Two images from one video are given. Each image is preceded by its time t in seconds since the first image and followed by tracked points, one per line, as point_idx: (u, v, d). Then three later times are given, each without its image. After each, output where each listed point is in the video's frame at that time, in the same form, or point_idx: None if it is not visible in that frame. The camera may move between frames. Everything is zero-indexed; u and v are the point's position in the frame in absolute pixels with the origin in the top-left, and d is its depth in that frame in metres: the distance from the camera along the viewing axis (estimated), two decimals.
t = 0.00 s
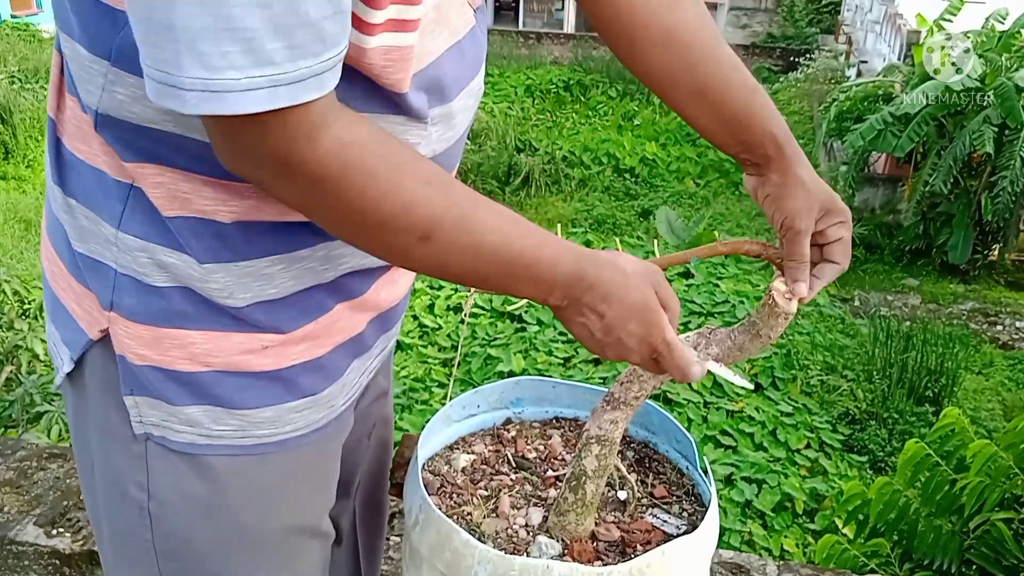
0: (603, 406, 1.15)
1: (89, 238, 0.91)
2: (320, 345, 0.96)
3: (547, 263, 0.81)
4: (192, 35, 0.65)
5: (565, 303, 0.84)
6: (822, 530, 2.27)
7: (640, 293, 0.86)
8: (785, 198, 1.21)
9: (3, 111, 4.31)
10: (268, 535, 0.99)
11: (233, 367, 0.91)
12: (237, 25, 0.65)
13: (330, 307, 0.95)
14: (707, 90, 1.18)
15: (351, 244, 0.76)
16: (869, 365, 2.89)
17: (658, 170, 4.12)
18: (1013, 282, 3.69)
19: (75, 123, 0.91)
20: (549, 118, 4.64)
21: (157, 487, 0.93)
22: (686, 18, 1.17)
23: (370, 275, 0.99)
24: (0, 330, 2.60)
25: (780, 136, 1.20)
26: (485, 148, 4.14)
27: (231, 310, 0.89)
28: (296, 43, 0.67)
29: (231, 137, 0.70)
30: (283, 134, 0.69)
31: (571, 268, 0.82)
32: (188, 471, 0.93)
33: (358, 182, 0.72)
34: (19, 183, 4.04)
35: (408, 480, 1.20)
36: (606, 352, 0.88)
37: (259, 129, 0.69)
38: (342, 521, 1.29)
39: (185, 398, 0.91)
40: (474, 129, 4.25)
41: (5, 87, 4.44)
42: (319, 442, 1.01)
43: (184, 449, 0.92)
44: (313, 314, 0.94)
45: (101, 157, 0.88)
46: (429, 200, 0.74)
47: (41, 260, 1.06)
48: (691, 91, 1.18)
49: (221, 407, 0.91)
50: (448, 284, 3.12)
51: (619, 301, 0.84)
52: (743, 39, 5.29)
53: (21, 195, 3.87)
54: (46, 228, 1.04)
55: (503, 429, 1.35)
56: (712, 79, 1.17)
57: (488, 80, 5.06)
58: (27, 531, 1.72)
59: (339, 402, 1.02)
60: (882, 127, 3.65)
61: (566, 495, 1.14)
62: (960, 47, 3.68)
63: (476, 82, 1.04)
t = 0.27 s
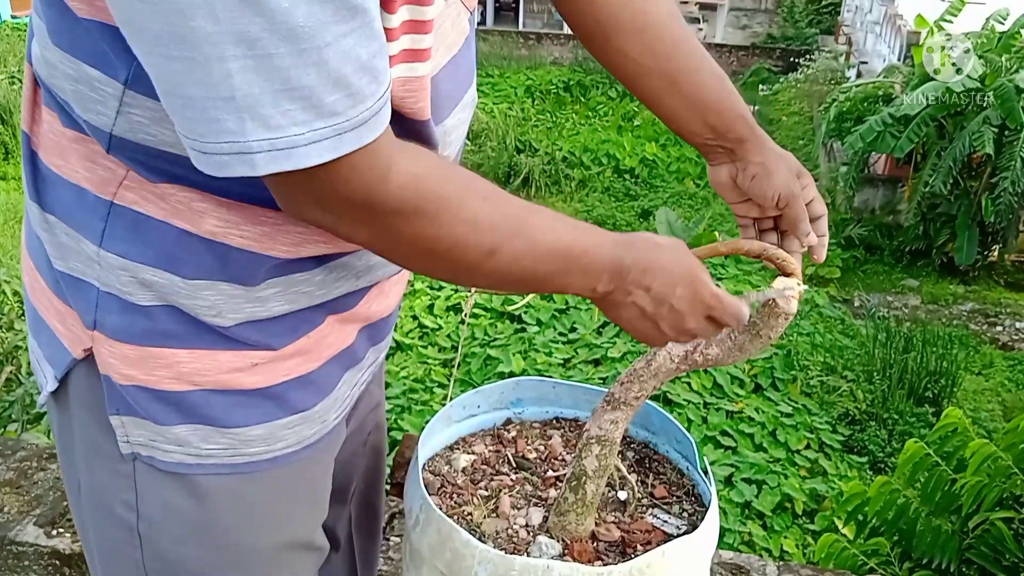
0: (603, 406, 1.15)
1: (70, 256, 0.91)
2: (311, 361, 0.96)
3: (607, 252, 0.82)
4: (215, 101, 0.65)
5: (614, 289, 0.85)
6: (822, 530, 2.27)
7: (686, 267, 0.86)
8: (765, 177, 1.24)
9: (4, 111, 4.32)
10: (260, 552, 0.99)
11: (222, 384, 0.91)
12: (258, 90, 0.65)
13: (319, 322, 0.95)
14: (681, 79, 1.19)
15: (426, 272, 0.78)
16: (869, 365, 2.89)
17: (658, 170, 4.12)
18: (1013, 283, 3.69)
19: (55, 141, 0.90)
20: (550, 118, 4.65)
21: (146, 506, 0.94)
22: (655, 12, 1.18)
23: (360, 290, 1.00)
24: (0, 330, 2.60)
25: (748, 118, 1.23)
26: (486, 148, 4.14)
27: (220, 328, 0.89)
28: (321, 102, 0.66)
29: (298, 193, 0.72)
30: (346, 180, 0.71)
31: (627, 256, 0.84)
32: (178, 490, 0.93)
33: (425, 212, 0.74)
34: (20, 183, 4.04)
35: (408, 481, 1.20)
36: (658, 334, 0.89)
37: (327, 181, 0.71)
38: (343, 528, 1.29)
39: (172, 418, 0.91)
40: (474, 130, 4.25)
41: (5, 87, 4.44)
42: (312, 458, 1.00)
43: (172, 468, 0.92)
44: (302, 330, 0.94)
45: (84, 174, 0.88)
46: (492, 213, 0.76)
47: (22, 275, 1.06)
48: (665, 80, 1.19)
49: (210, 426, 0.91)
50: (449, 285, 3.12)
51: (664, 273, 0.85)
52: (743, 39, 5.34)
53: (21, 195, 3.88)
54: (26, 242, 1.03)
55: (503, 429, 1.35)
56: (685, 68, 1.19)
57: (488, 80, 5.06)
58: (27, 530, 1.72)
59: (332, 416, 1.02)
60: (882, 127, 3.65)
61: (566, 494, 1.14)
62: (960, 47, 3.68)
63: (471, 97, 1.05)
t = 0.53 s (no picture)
0: (603, 406, 1.15)
1: (60, 267, 0.89)
2: (312, 366, 0.97)
3: (653, 241, 0.82)
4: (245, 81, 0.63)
5: (671, 281, 0.86)
6: (822, 530, 2.27)
7: (731, 257, 0.88)
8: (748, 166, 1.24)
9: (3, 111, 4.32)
10: (263, 562, 0.99)
11: (224, 394, 0.91)
12: (291, 66, 0.62)
13: (320, 326, 0.96)
14: (662, 70, 1.18)
15: (470, 260, 0.76)
16: (869, 365, 2.89)
17: (658, 170, 4.12)
18: (1013, 282, 3.69)
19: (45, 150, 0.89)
20: (550, 118, 4.65)
21: (146, 521, 0.93)
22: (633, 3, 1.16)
23: (358, 294, 1.01)
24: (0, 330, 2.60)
25: (730, 107, 1.23)
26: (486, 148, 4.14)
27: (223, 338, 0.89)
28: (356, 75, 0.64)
29: (335, 178, 0.69)
30: (391, 161, 0.69)
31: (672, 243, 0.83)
32: (180, 503, 0.92)
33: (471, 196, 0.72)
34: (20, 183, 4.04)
35: (407, 482, 1.20)
36: (711, 322, 0.91)
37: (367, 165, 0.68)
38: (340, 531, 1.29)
39: (174, 430, 0.90)
40: (474, 130, 4.25)
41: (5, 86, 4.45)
42: (314, 464, 1.01)
43: (174, 482, 0.91)
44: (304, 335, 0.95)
45: (76, 183, 0.86)
46: (539, 198, 0.75)
47: (11, 288, 1.04)
48: (645, 72, 1.18)
49: (213, 436, 0.91)
50: (449, 285, 3.12)
51: (724, 266, 0.88)
52: (743, 39, 5.31)
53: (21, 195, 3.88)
54: (14, 254, 1.01)
55: (503, 429, 1.35)
56: (667, 59, 1.18)
57: (488, 80, 5.06)
58: (27, 531, 1.72)
59: (333, 421, 1.03)
60: (882, 127, 3.65)
61: (566, 495, 1.14)
62: (960, 47, 3.68)
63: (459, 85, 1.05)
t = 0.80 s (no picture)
0: (602, 406, 1.15)
1: (66, 268, 0.87)
2: (319, 366, 0.96)
3: (704, 201, 0.80)
4: (296, 42, 0.62)
5: (724, 246, 0.85)
6: (823, 530, 2.27)
7: (779, 224, 0.88)
8: (747, 177, 1.22)
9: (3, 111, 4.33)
10: (268, 564, 0.98)
11: (232, 395, 0.90)
12: (341, 23, 0.61)
13: (328, 326, 0.94)
14: (658, 76, 1.18)
15: (526, 222, 0.74)
16: (869, 365, 2.89)
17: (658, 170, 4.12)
18: (1013, 282, 3.68)
19: (48, 149, 0.87)
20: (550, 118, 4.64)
21: (151, 523, 0.93)
22: (632, 7, 1.14)
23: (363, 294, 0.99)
24: None
25: (729, 115, 1.22)
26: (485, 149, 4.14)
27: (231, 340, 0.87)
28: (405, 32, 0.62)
29: (390, 134, 0.68)
30: (446, 114, 0.67)
31: (725, 207, 0.82)
32: (184, 506, 0.92)
33: (529, 153, 0.70)
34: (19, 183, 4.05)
35: (407, 482, 1.19)
36: (757, 294, 0.90)
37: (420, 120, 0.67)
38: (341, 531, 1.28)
39: (179, 432, 0.89)
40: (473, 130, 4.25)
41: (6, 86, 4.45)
42: (320, 464, 1.00)
43: (179, 484, 0.91)
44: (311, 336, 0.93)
45: (81, 181, 0.84)
46: (597, 156, 0.73)
47: (14, 289, 1.02)
48: (641, 77, 1.18)
49: (218, 438, 0.90)
50: (448, 285, 3.12)
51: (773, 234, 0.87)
52: (743, 39, 5.30)
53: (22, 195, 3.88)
54: (19, 255, 1.00)
55: (502, 429, 1.35)
56: (664, 65, 1.17)
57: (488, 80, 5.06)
58: (27, 531, 1.72)
59: (338, 422, 1.02)
60: (882, 127, 3.65)
61: (566, 495, 1.14)
62: (959, 47, 3.68)
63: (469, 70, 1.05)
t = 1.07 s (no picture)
0: (602, 406, 1.15)
1: (92, 257, 0.88)
2: (336, 357, 0.95)
3: (704, 176, 0.80)
4: None
5: (720, 223, 0.84)
6: (823, 530, 2.27)
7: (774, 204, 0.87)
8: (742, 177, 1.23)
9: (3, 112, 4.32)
10: (282, 555, 0.98)
11: (252, 383, 0.89)
12: None
13: (348, 318, 0.94)
14: (653, 78, 1.18)
15: (526, 189, 0.73)
16: (869, 365, 2.89)
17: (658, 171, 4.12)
18: (1013, 282, 3.68)
19: (77, 140, 0.88)
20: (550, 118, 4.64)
21: (169, 511, 0.93)
22: (628, 10, 1.14)
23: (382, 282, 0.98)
24: None
25: (724, 118, 1.22)
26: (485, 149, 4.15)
27: (253, 329, 0.87)
28: None
29: (400, 89, 0.67)
30: (451, 75, 0.67)
31: (723, 183, 0.82)
32: (202, 493, 0.92)
33: (534, 114, 0.69)
34: (19, 183, 4.06)
35: (407, 482, 1.19)
36: (750, 273, 0.90)
37: (431, 74, 0.66)
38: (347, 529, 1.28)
39: (199, 419, 0.90)
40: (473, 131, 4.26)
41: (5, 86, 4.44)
42: (335, 454, 1.00)
43: (198, 471, 0.91)
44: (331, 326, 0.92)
45: (109, 173, 0.85)
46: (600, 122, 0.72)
47: (37, 280, 1.03)
48: (636, 79, 1.18)
49: (237, 426, 0.90)
50: (449, 285, 3.12)
51: (768, 212, 0.87)
52: (743, 39, 5.29)
53: (22, 196, 3.88)
54: (42, 248, 1.01)
55: (502, 429, 1.35)
56: (658, 67, 1.18)
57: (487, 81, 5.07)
58: (27, 531, 1.72)
59: (353, 414, 1.02)
60: (882, 127, 3.65)
61: (566, 494, 1.14)
62: (960, 46, 3.66)
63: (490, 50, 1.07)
